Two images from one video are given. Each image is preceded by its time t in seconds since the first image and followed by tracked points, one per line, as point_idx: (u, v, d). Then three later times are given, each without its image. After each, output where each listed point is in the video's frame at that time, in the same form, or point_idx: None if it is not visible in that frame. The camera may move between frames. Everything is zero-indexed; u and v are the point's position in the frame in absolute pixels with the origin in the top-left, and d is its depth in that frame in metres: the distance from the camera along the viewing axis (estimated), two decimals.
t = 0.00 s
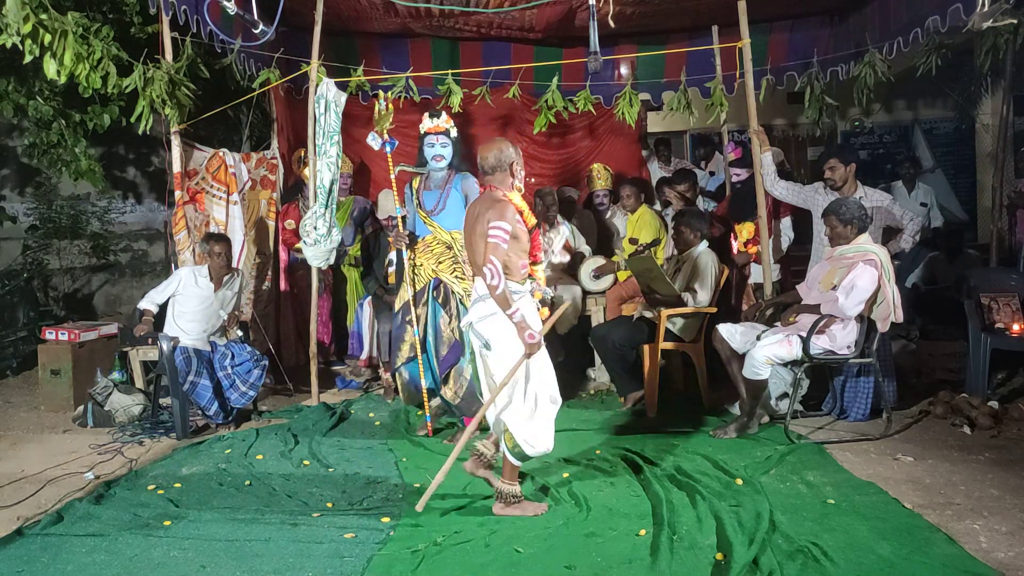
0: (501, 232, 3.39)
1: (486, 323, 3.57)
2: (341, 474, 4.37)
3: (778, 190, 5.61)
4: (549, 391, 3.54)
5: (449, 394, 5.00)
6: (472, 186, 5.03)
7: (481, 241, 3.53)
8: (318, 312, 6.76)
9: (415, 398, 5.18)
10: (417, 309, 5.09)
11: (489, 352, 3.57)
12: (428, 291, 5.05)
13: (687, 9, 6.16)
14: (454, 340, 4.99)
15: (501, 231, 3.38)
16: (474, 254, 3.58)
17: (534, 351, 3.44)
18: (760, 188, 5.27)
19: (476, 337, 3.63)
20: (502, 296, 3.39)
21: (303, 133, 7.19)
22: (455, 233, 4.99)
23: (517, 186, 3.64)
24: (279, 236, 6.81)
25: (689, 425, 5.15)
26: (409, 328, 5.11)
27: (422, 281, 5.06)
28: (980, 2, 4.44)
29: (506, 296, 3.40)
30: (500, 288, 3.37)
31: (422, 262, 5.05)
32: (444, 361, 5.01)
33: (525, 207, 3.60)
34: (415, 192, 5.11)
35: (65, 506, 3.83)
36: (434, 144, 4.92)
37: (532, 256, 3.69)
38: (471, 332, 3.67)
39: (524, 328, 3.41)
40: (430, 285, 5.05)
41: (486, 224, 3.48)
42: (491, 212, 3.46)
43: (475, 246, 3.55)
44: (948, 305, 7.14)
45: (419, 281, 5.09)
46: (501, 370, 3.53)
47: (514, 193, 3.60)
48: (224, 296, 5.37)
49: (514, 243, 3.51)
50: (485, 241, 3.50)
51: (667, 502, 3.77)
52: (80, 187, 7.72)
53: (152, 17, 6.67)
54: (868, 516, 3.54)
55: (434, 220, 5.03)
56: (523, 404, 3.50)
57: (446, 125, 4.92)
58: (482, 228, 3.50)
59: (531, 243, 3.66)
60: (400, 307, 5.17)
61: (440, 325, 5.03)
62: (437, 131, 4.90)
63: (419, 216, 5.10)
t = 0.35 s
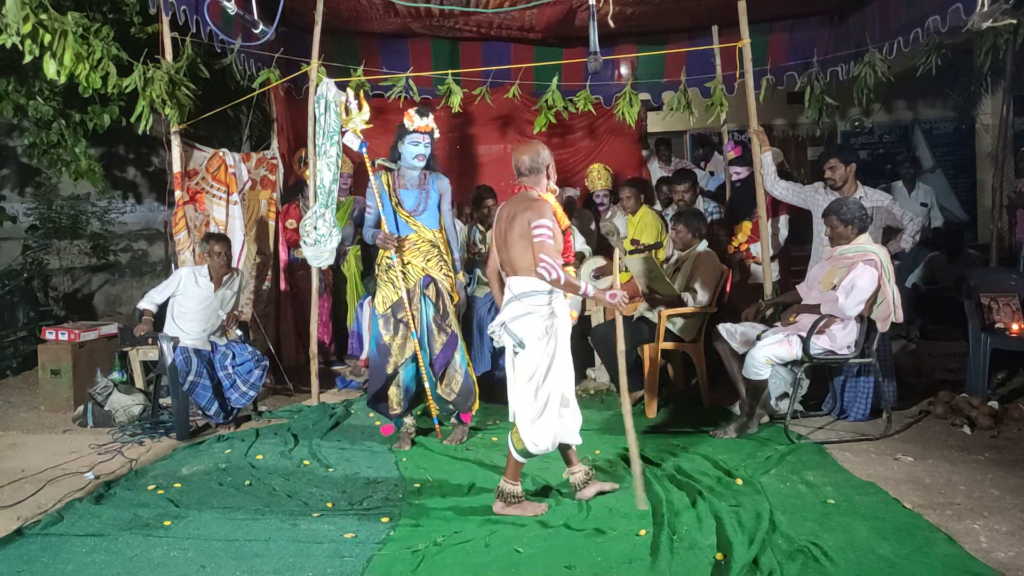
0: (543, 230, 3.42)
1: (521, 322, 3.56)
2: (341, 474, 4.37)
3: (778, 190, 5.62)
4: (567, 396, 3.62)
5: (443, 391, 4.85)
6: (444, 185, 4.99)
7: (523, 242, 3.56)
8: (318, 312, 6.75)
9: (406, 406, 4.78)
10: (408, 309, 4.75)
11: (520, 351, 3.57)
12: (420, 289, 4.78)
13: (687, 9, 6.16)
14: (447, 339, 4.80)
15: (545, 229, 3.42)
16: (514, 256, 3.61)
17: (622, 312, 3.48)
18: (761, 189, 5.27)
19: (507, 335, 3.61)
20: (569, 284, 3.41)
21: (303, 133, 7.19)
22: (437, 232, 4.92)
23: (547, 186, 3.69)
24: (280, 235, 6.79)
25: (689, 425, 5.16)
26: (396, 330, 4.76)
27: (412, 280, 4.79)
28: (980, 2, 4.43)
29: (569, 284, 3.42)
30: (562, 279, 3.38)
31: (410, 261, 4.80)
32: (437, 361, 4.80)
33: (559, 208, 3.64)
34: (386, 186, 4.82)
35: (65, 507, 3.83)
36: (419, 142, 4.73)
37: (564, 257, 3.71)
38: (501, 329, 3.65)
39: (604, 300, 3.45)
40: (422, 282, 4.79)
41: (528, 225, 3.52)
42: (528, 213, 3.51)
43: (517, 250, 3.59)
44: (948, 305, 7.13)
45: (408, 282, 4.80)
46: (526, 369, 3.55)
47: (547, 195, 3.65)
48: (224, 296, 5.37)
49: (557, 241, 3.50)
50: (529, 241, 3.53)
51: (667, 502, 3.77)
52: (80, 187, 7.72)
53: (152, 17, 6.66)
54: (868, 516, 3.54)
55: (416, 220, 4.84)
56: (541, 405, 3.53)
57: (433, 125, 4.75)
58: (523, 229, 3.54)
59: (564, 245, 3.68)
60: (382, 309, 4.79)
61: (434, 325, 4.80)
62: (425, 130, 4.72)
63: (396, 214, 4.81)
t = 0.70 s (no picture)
0: (590, 226, 3.40)
1: (562, 321, 3.60)
2: (341, 473, 4.37)
3: (778, 190, 5.62)
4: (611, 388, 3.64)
5: (440, 390, 5.00)
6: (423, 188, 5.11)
7: (566, 240, 3.55)
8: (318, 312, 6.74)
9: (409, 407, 4.87)
10: (414, 311, 4.79)
11: (561, 348, 3.62)
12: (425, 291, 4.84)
13: (687, 9, 6.15)
14: (447, 336, 4.98)
15: (592, 225, 3.39)
16: (556, 254, 3.60)
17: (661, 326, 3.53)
18: (761, 189, 5.26)
19: (548, 333, 3.65)
20: (614, 284, 3.40)
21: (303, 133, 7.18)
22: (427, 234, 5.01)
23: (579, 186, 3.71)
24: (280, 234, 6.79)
25: (689, 425, 5.15)
26: (401, 333, 4.77)
27: (416, 282, 4.80)
28: (980, 2, 4.43)
29: (615, 285, 3.42)
30: (610, 278, 3.39)
31: (413, 263, 4.81)
32: (438, 360, 4.95)
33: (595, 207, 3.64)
34: (378, 191, 4.79)
35: (65, 507, 3.83)
36: (410, 145, 4.79)
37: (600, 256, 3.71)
38: (542, 327, 3.68)
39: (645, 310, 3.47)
40: (425, 285, 4.85)
41: (572, 222, 3.50)
42: (573, 210, 3.49)
43: (558, 248, 3.58)
44: (948, 305, 7.13)
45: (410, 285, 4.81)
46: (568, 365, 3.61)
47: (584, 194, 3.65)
48: (224, 296, 5.37)
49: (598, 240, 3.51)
50: (573, 239, 3.52)
51: (667, 502, 3.77)
52: (80, 187, 7.71)
53: (152, 17, 6.66)
54: (868, 516, 3.54)
55: (412, 221, 4.88)
56: (585, 400, 3.58)
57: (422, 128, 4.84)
58: (567, 227, 3.53)
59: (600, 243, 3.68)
60: (387, 311, 4.75)
61: (436, 324, 4.92)
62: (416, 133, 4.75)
63: (396, 217, 4.80)
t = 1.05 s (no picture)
0: (613, 225, 3.44)
1: (584, 318, 3.62)
2: (342, 473, 4.37)
3: (778, 190, 5.63)
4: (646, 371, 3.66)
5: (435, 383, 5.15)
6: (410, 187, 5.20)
7: (588, 239, 3.58)
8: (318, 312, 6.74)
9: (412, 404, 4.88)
10: (421, 307, 4.89)
11: (586, 345, 3.64)
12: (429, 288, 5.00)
13: (687, 9, 6.15)
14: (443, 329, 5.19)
15: (615, 225, 3.44)
16: (578, 253, 3.62)
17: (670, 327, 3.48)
18: (761, 189, 5.26)
19: (571, 331, 3.66)
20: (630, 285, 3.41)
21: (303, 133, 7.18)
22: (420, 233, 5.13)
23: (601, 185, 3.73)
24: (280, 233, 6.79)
25: (689, 425, 5.16)
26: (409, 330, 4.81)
27: (421, 280, 4.94)
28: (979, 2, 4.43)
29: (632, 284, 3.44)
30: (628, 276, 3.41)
31: (417, 261, 4.95)
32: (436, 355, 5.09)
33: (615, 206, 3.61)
34: (381, 191, 4.83)
35: (66, 506, 3.83)
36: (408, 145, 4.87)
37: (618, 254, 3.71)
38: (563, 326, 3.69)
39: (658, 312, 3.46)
40: (428, 282, 5.02)
41: (595, 221, 3.53)
42: (596, 209, 3.52)
43: (579, 246, 3.60)
44: (947, 305, 7.13)
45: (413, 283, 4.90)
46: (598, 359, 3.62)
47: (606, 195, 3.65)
48: (224, 296, 5.34)
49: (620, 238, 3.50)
50: (595, 237, 3.56)
51: (668, 502, 3.77)
52: (80, 187, 7.71)
53: (152, 17, 6.66)
54: (868, 516, 3.53)
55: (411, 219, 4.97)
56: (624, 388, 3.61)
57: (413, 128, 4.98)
58: (590, 225, 3.55)
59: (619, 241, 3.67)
60: (396, 308, 4.75)
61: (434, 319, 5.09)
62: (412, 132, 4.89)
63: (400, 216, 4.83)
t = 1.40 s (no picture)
0: (617, 226, 3.44)
1: (592, 321, 3.63)
2: (342, 473, 4.37)
3: (778, 189, 5.67)
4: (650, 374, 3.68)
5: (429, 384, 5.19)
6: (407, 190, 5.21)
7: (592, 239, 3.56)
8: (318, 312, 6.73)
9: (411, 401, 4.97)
10: (415, 309, 4.94)
11: (594, 347, 3.66)
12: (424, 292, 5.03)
13: (687, 9, 6.15)
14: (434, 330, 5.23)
15: (619, 225, 3.43)
16: (584, 254, 3.61)
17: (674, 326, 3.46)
18: (761, 189, 5.26)
19: (578, 333, 3.68)
20: (632, 285, 3.44)
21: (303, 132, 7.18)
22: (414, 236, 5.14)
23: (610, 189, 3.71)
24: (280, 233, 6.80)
25: (689, 425, 5.15)
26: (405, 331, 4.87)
27: (416, 283, 4.96)
28: (979, 2, 4.43)
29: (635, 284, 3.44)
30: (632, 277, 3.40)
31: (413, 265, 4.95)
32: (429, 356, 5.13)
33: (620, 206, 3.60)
34: (380, 195, 4.82)
35: (65, 506, 3.83)
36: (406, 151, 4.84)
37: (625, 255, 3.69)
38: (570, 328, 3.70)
39: (661, 312, 3.46)
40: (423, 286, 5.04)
41: (600, 222, 3.52)
42: (601, 210, 3.51)
43: (583, 246, 3.59)
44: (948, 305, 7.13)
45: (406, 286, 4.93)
46: (606, 362, 3.63)
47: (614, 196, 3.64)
48: (224, 296, 5.34)
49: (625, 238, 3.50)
50: (599, 239, 3.54)
51: (668, 501, 3.77)
52: (80, 187, 7.71)
53: (152, 16, 6.66)
54: (867, 516, 3.54)
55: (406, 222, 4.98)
56: (630, 393, 3.62)
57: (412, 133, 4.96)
58: (595, 226, 3.54)
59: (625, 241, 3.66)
60: (392, 310, 4.81)
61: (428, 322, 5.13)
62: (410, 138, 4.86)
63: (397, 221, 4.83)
